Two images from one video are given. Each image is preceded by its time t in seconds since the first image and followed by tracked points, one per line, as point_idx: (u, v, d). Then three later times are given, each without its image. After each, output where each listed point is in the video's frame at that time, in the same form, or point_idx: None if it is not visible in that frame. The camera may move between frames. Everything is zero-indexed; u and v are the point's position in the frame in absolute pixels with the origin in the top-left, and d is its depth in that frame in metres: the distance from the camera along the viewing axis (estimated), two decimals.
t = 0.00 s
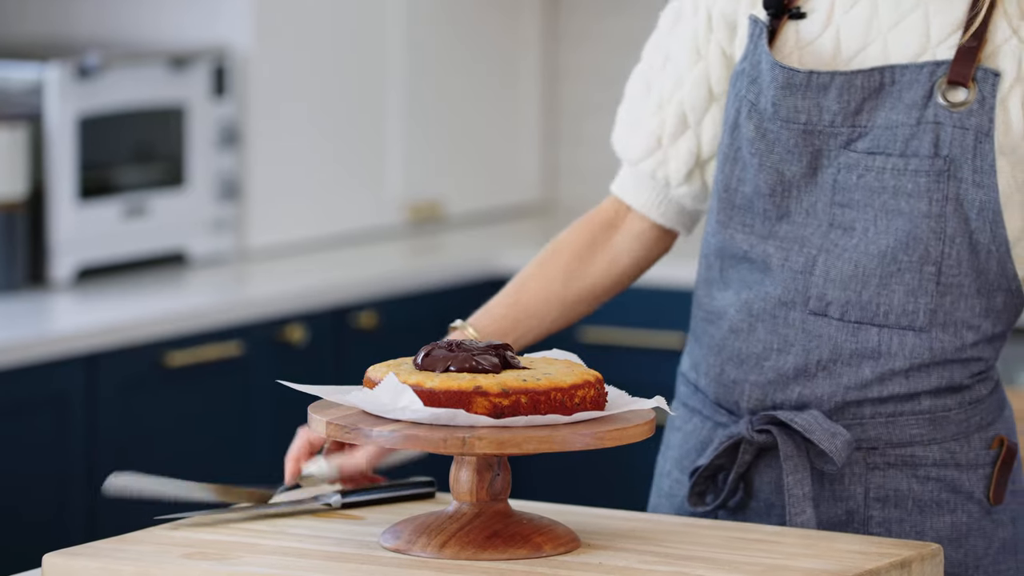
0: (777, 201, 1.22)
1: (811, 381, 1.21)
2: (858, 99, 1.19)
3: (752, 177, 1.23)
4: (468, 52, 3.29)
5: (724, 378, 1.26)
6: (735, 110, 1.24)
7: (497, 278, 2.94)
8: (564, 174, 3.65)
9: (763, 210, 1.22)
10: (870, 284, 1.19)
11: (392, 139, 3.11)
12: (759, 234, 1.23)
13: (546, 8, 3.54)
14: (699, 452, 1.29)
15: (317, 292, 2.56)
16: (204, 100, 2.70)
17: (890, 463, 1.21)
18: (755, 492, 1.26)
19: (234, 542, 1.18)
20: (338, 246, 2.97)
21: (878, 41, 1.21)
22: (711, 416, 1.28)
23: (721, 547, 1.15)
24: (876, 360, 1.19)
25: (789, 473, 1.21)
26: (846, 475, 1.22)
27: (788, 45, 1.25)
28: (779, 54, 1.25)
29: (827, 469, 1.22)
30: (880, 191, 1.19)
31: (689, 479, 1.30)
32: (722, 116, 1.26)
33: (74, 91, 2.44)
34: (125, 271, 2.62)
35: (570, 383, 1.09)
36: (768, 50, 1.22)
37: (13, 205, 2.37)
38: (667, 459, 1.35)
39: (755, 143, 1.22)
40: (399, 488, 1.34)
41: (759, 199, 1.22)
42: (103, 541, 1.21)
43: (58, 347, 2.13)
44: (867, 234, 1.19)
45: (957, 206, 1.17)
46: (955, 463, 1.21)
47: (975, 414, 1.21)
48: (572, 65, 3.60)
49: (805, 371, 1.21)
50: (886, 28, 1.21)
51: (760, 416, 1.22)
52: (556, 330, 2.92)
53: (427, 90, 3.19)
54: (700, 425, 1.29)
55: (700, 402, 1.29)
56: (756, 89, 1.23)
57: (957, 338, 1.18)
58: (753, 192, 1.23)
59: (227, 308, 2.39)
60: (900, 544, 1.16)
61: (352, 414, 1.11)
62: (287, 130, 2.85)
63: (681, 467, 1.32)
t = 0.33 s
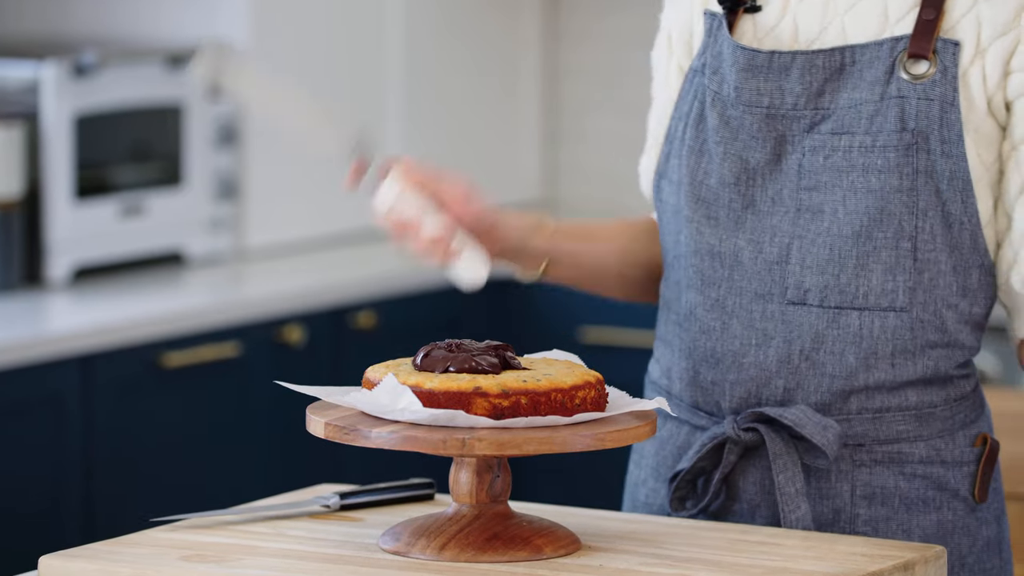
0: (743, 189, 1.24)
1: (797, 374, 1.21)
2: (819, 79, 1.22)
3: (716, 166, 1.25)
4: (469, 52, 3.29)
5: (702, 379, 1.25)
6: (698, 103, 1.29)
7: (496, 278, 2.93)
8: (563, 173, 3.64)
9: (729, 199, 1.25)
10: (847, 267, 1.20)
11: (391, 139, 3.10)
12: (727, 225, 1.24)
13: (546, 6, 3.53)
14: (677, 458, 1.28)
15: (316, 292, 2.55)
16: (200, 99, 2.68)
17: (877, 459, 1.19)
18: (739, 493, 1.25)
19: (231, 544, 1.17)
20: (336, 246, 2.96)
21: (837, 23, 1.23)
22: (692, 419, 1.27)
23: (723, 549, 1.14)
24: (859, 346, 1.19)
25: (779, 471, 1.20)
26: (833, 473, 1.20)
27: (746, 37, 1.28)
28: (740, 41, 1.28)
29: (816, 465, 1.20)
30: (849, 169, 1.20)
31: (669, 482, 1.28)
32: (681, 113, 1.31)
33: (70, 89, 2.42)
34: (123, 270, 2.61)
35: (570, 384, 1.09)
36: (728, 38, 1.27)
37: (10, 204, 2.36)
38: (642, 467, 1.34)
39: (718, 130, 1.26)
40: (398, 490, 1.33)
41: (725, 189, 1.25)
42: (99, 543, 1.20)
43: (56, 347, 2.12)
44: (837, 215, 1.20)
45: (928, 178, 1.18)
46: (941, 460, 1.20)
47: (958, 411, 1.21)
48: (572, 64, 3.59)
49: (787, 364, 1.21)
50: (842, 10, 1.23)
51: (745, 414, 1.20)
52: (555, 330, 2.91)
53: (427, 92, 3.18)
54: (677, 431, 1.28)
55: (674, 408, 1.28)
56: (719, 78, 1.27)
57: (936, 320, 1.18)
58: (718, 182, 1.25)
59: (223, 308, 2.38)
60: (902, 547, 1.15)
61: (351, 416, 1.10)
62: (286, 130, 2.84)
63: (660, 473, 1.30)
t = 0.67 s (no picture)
0: (753, 187, 1.30)
1: (805, 370, 1.26)
2: (827, 77, 1.28)
3: (728, 167, 1.31)
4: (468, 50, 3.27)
5: (712, 376, 1.30)
6: (710, 104, 1.34)
7: (495, 277, 2.93)
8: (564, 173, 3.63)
9: (740, 199, 1.30)
10: (857, 266, 1.25)
11: (390, 138, 3.09)
12: (738, 223, 1.30)
13: (546, 6, 3.53)
14: (688, 455, 1.33)
15: (314, 292, 2.54)
16: (199, 98, 2.67)
17: (886, 458, 1.25)
18: (749, 491, 1.29)
19: (229, 546, 1.16)
20: (335, 246, 2.95)
21: (848, 24, 1.29)
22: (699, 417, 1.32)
23: (724, 551, 1.13)
24: (868, 345, 1.24)
25: (785, 467, 1.25)
26: (842, 471, 1.26)
27: (759, 37, 1.33)
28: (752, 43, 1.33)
29: (823, 463, 1.25)
30: (859, 168, 1.26)
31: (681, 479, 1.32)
32: (689, 111, 1.36)
33: (67, 87, 2.41)
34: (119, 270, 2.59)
35: (570, 385, 1.09)
36: (740, 39, 1.32)
37: (6, 203, 2.36)
38: (654, 465, 1.38)
39: (730, 129, 1.32)
40: (397, 492, 1.32)
41: (736, 189, 1.31)
42: (96, 545, 1.19)
43: (53, 348, 2.11)
44: (847, 215, 1.26)
45: (937, 176, 1.23)
46: (950, 460, 1.25)
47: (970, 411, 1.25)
48: (573, 62, 3.58)
49: (796, 360, 1.26)
50: (852, 12, 1.28)
51: (753, 411, 1.26)
52: (555, 330, 2.89)
53: (426, 91, 3.17)
54: (689, 427, 1.33)
55: (687, 404, 1.33)
56: (729, 78, 1.33)
57: (946, 319, 1.23)
58: (731, 182, 1.31)
59: (223, 308, 2.36)
60: (905, 549, 1.14)
61: (350, 417, 1.09)
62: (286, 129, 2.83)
63: (671, 469, 1.35)
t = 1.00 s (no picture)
0: (782, 194, 1.33)
1: (823, 370, 1.29)
2: (849, 86, 1.29)
3: (760, 173, 1.35)
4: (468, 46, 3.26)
5: (740, 369, 1.35)
6: (745, 109, 1.38)
7: (495, 278, 2.91)
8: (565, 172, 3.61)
9: (771, 204, 1.34)
10: (877, 274, 1.26)
11: (388, 136, 3.08)
12: (768, 225, 1.34)
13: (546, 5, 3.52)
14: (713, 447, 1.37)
15: (310, 292, 2.52)
16: (196, 97, 2.66)
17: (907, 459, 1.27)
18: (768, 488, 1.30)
19: (226, 548, 1.15)
20: (334, 246, 2.93)
21: (874, 30, 1.30)
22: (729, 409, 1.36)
23: (726, 554, 1.12)
24: (887, 346, 1.27)
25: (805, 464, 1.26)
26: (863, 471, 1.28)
27: (795, 38, 1.36)
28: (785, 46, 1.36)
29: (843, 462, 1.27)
30: (881, 179, 1.26)
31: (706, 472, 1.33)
32: (728, 111, 1.41)
33: (63, 86, 2.40)
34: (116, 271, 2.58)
35: (571, 386, 1.08)
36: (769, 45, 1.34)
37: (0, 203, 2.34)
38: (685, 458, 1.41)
39: (761, 134, 1.34)
40: (396, 494, 1.30)
41: (767, 194, 1.34)
42: (91, 548, 1.17)
43: (50, 348, 2.10)
44: (872, 224, 1.27)
45: (957, 189, 1.23)
46: (971, 462, 1.27)
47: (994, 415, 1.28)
48: (573, 61, 3.57)
49: (817, 359, 1.29)
50: (880, 18, 1.30)
51: (772, 405, 1.27)
52: (555, 331, 2.88)
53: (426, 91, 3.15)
54: (716, 421, 1.37)
55: (717, 398, 1.38)
56: (761, 84, 1.35)
57: (967, 324, 1.25)
58: (762, 187, 1.35)
59: (219, 309, 2.35)
60: (908, 552, 1.14)
61: (349, 419, 1.08)
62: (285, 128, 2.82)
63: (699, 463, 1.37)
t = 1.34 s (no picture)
0: (796, 203, 1.32)
1: (833, 374, 1.31)
2: (854, 100, 1.28)
3: (774, 178, 1.34)
4: (467, 45, 3.25)
5: (756, 370, 1.36)
6: (759, 111, 1.37)
7: (495, 278, 2.90)
8: (565, 171, 3.61)
9: (786, 211, 1.34)
10: (884, 287, 1.26)
11: (388, 135, 3.07)
12: (782, 231, 1.34)
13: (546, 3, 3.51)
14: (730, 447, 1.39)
15: (310, 292, 2.51)
16: (194, 96, 2.65)
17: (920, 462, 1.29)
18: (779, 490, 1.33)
19: (223, 551, 1.14)
20: (333, 246, 2.93)
21: (885, 38, 1.28)
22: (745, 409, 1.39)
23: (728, 556, 1.11)
24: (897, 352, 1.27)
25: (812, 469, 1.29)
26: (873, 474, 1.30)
27: (811, 42, 1.34)
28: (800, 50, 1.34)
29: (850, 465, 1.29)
30: (886, 196, 1.26)
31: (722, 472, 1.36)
32: (750, 109, 1.40)
33: (60, 84, 2.39)
34: (113, 271, 2.57)
35: (572, 387, 1.07)
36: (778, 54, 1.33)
37: None
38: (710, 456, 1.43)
39: (774, 143, 1.33)
40: (394, 496, 1.29)
41: (782, 203, 1.34)
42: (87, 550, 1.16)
43: (46, 349, 2.09)
44: (881, 237, 1.27)
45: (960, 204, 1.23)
46: (985, 465, 1.28)
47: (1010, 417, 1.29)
48: (574, 60, 3.56)
49: (828, 363, 1.31)
50: (891, 28, 1.28)
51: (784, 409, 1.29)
52: (556, 331, 2.87)
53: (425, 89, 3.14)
54: (735, 420, 1.39)
55: (737, 397, 1.40)
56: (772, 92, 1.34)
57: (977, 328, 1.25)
58: (776, 193, 1.34)
59: (218, 309, 2.34)
60: (911, 553, 1.13)
61: (347, 420, 1.07)
62: (284, 127, 2.81)
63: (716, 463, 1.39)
